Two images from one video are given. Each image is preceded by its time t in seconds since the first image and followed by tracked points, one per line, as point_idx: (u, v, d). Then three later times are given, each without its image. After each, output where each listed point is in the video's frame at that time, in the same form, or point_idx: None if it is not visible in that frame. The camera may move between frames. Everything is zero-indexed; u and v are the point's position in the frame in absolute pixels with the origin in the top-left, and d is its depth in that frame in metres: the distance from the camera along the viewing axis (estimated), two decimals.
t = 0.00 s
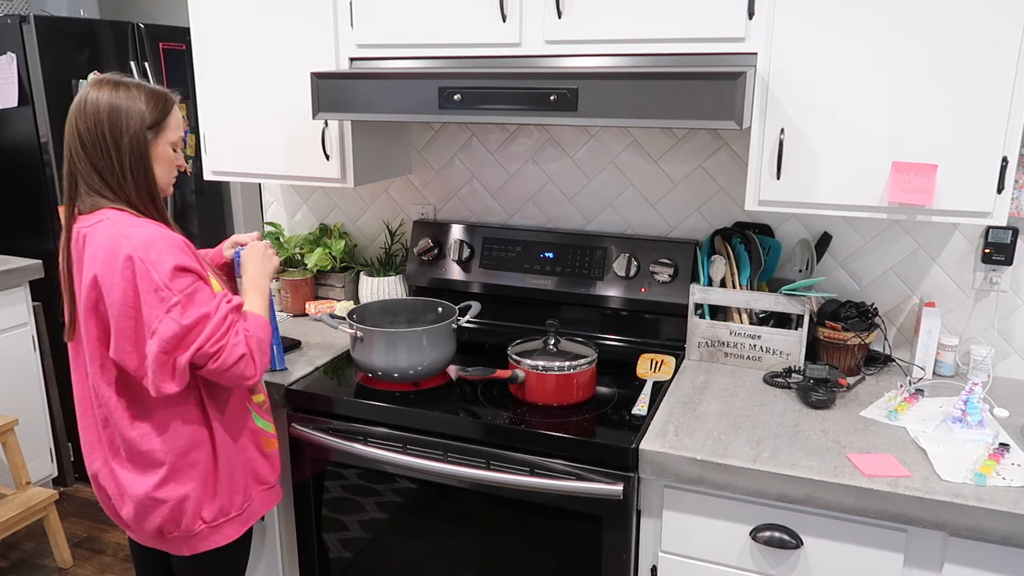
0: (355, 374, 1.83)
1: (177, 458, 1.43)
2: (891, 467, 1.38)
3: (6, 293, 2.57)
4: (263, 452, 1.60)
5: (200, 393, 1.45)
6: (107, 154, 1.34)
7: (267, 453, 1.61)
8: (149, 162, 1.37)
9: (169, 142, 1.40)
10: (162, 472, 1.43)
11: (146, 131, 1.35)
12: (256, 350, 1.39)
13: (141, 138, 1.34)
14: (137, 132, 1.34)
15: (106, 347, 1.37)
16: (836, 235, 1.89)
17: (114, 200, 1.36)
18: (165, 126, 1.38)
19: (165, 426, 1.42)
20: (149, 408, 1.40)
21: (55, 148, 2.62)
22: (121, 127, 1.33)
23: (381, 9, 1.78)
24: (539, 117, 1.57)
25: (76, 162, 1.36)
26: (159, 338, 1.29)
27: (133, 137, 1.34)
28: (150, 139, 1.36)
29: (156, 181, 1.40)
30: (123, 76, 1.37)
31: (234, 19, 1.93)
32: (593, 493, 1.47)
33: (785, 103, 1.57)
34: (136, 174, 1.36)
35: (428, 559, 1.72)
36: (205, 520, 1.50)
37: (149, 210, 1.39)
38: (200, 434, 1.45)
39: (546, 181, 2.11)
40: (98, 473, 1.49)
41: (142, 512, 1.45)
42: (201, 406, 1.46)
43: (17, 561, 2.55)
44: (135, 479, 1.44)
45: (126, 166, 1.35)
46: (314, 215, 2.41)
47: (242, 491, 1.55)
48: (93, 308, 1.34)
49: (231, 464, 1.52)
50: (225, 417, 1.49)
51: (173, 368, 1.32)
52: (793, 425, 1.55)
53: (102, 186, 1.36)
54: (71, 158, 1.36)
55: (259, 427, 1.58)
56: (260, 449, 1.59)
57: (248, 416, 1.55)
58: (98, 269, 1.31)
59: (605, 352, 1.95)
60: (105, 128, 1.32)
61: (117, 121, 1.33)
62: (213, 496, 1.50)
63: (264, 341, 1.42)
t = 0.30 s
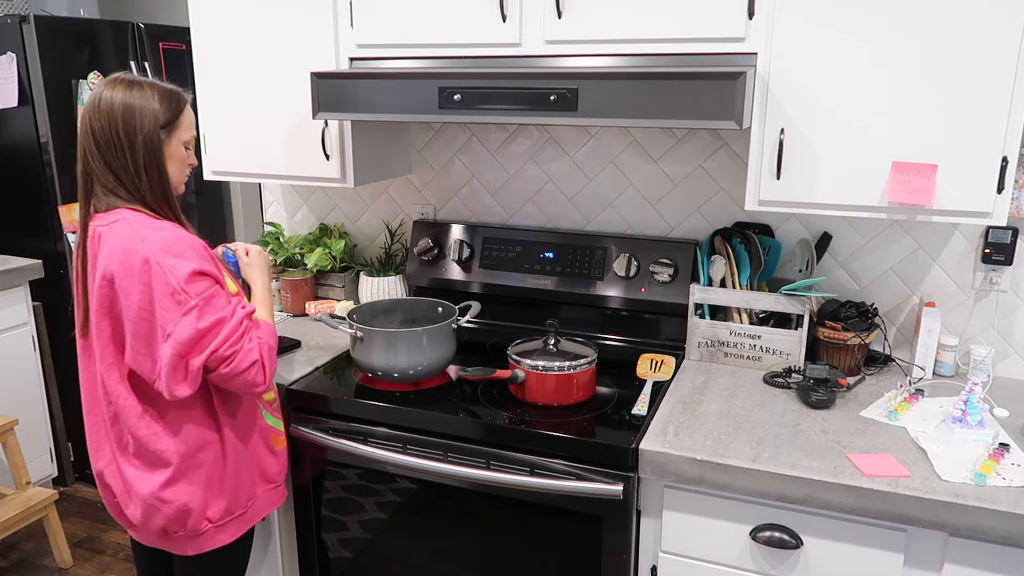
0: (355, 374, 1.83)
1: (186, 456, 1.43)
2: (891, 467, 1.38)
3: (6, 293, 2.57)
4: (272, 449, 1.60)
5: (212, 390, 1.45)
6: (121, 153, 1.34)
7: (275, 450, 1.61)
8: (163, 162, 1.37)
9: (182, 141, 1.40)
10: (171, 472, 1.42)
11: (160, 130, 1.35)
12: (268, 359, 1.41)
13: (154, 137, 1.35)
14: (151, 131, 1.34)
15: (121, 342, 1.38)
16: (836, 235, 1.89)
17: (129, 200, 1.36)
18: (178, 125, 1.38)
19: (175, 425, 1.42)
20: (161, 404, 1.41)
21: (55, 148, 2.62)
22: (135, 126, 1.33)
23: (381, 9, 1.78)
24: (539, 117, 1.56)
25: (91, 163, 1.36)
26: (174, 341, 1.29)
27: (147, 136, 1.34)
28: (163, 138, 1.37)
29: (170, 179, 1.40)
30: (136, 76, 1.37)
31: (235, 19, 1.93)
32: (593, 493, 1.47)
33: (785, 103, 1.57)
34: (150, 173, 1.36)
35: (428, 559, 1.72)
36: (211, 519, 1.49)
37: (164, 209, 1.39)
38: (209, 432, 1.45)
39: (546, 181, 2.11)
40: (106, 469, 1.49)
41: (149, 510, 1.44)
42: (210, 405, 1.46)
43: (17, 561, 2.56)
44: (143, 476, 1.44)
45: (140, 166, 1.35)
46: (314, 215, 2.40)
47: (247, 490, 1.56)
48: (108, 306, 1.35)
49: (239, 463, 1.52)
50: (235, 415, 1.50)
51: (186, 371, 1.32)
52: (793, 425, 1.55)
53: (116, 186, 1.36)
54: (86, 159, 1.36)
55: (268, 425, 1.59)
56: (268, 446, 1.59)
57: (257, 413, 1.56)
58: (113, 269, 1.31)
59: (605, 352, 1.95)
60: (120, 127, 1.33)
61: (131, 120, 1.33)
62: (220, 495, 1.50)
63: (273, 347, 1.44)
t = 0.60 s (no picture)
0: (355, 374, 1.83)
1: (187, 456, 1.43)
2: (891, 467, 1.38)
3: (6, 293, 2.57)
4: (272, 450, 1.60)
5: (213, 390, 1.45)
6: (119, 153, 1.35)
7: (275, 450, 1.61)
8: (160, 161, 1.37)
9: (182, 140, 1.39)
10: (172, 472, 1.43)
11: (157, 130, 1.35)
12: (294, 313, 1.41)
13: (151, 136, 1.34)
14: (148, 130, 1.34)
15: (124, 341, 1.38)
16: (836, 235, 1.89)
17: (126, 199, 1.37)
18: (178, 124, 1.38)
19: (177, 425, 1.42)
20: (162, 403, 1.41)
21: (55, 149, 2.62)
22: (132, 125, 1.33)
23: (381, 9, 1.78)
24: (539, 117, 1.57)
25: (92, 161, 1.37)
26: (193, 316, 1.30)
27: (143, 136, 1.34)
28: (161, 137, 1.36)
29: (169, 178, 1.40)
30: (138, 76, 1.38)
31: (235, 19, 1.93)
32: (593, 493, 1.47)
33: (785, 103, 1.57)
34: (147, 172, 1.36)
35: (429, 559, 1.72)
36: (211, 520, 1.50)
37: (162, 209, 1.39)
38: (210, 432, 1.45)
39: (546, 181, 2.11)
40: (108, 468, 1.49)
41: (149, 510, 1.44)
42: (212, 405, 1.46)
43: (17, 561, 2.55)
44: (144, 476, 1.44)
45: (137, 165, 1.35)
46: (314, 215, 2.40)
47: (248, 489, 1.56)
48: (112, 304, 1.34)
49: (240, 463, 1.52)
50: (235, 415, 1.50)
51: (211, 344, 1.32)
52: (793, 425, 1.55)
53: (115, 185, 1.36)
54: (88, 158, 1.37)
55: (268, 425, 1.59)
56: (268, 446, 1.59)
57: (258, 413, 1.56)
58: (118, 265, 1.31)
59: (605, 352, 1.95)
60: (117, 126, 1.33)
61: (128, 119, 1.33)
62: (221, 495, 1.50)
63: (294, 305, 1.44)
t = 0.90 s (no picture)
0: (355, 374, 1.83)
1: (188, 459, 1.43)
2: (891, 467, 1.38)
3: (6, 293, 2.57)
4: (273, 450, 1.63)
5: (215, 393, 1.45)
6: (138, 152, 1.34)
7: (277, 451, 1.64)
8: (180, 162, 1.37)
9: (200, 142, 1.40)
10: (173, 475, 1.42)
11: (179, 132, 1.35)
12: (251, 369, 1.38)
13: (172, 138, 1.35)
14: (170, 132, 1.34)
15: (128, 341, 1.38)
16: (836, 235, 1.89)
17: (144, 198, 1.36)
18: (197, 126, 1.38)
19: (178, 428, 1.42)
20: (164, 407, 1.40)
21: (55, 149, 2.62)
22: (154, 126, 1.33)
23: (381, 9, 1.78)
24: (538, 117, 1.57)
25: (109, 159, 1.36)
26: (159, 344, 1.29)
27: (165, 137, 1.34)
28: (181, 139, 1.37)
29: (186, 180, 1.40)
30: (159, 77, 1.38)
31: (235, 19, 1.93)
32: (593, 493, 1.47)
33: (785, 103, 1.57)
34: (166, 173, 1.36)
35: (429, 560, 1.72)
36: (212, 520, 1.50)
37: (178, 209, 1.39)
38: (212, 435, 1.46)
39: (547, 181, 2.11)
40: (109, 464, 1.48)
41: (150, 512, 1.45)
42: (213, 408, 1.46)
43: (17, 561, 2.56)
44: (145, 477, 1.44)
45: (157, 165, 1.35)
46: (314, 215, 2.40)
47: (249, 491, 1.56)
48: (117, 302, 1.36)
49: (242, 465, 1.53)
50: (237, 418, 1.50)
51: (166, 370, 1.32)
52: (793, 425, 1.55)
53: (133, 184, 1.36)
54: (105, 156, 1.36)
55: (270, 425, 1.61)
56: (269, 447, 1.61)
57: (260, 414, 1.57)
58: (123, 264, 1.32)
59: (605, 352, 1.95)
60: (139, 126, 1.33)
61: (150, 120, 1.33)
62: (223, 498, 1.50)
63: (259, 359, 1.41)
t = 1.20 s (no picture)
0: (355, 374, 1.83)
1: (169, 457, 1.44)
2: (891, 467, 1.38)
3: (6, 293, 2.57)
4: (264, 450, 1.58)
5: (192, 393, 1.44)
6: (115, 156, 1.34)
7: (268, 451, 1.59)
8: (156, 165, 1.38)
9: (172, 145, 1.42)
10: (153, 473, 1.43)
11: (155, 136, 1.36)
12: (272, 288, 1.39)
13: (150, 142, 1.35)
14: (149, 135, 1.35)
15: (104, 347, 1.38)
16: (837, 235, 1.89)
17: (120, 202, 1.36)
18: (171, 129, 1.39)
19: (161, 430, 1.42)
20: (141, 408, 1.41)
21: (55, 149, 2.62)
22: (132, 129, 1.33)
23: (381, 9, 1.78)
24: (538, 117, 1.57)
25: (82, 163, 1.35)
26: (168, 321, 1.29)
27: (143, 141, 1.34)
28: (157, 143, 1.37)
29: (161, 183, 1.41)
30: (130, 79, 1.37)
31: (235, 19, 1.93)
32: (593, 494, 1.47)
33: (785, 103, 1.57)
34: (145, 176, 1.36)
35: (428, 560, 1.72)
36: (202, 519, 1.51)
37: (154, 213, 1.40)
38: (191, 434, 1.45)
39: (547, 181, 2.11)
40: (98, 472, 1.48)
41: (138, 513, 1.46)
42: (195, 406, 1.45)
43: (17, 561, 2.55)
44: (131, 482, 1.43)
45: (134, 170, 1.35)
46: (314, 216, 2.40)
47: (240, 492, 1.54)
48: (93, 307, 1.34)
49: (231, 464, 1.52)
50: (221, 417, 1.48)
51: (192, 341, 1.32)
52: (793, 425, 1.55)
53: (109, 188, 1.36)
54: (77, 160, 1.35)
55: (258, 425, 1.57)
56: (260, 448, 1.57)
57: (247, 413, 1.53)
58: (94, 267, 1.30)
59: (605, 352, 1.95)
60: (116, 131, 1.33)
61: (128, 124, 1.33)
62: (206, 494, 1.50)
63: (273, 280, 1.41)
